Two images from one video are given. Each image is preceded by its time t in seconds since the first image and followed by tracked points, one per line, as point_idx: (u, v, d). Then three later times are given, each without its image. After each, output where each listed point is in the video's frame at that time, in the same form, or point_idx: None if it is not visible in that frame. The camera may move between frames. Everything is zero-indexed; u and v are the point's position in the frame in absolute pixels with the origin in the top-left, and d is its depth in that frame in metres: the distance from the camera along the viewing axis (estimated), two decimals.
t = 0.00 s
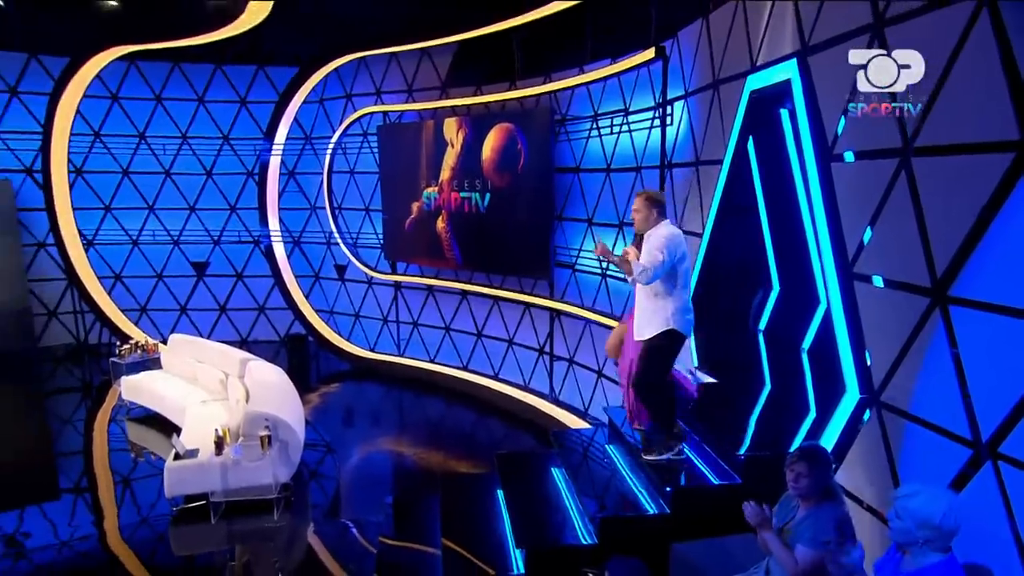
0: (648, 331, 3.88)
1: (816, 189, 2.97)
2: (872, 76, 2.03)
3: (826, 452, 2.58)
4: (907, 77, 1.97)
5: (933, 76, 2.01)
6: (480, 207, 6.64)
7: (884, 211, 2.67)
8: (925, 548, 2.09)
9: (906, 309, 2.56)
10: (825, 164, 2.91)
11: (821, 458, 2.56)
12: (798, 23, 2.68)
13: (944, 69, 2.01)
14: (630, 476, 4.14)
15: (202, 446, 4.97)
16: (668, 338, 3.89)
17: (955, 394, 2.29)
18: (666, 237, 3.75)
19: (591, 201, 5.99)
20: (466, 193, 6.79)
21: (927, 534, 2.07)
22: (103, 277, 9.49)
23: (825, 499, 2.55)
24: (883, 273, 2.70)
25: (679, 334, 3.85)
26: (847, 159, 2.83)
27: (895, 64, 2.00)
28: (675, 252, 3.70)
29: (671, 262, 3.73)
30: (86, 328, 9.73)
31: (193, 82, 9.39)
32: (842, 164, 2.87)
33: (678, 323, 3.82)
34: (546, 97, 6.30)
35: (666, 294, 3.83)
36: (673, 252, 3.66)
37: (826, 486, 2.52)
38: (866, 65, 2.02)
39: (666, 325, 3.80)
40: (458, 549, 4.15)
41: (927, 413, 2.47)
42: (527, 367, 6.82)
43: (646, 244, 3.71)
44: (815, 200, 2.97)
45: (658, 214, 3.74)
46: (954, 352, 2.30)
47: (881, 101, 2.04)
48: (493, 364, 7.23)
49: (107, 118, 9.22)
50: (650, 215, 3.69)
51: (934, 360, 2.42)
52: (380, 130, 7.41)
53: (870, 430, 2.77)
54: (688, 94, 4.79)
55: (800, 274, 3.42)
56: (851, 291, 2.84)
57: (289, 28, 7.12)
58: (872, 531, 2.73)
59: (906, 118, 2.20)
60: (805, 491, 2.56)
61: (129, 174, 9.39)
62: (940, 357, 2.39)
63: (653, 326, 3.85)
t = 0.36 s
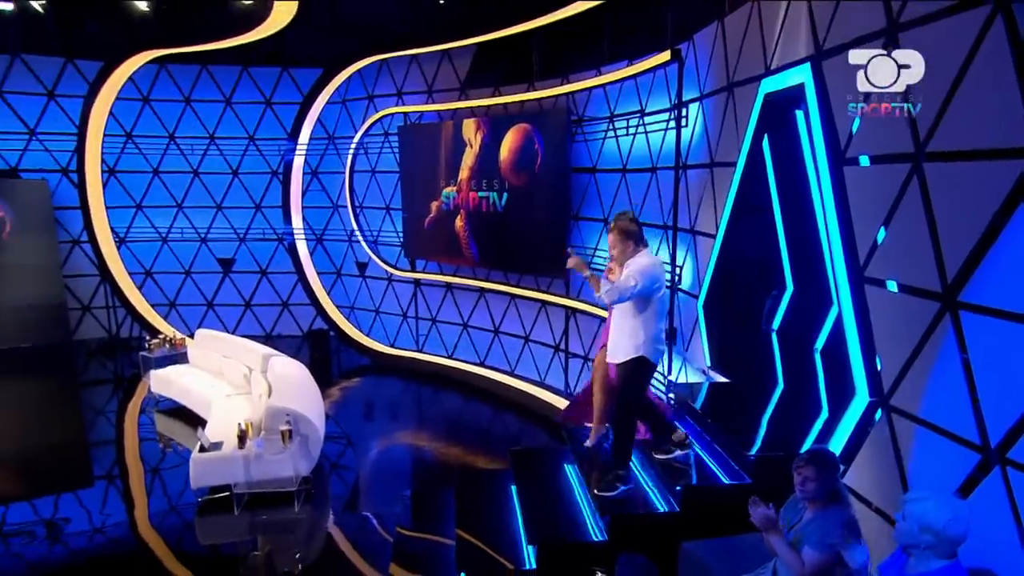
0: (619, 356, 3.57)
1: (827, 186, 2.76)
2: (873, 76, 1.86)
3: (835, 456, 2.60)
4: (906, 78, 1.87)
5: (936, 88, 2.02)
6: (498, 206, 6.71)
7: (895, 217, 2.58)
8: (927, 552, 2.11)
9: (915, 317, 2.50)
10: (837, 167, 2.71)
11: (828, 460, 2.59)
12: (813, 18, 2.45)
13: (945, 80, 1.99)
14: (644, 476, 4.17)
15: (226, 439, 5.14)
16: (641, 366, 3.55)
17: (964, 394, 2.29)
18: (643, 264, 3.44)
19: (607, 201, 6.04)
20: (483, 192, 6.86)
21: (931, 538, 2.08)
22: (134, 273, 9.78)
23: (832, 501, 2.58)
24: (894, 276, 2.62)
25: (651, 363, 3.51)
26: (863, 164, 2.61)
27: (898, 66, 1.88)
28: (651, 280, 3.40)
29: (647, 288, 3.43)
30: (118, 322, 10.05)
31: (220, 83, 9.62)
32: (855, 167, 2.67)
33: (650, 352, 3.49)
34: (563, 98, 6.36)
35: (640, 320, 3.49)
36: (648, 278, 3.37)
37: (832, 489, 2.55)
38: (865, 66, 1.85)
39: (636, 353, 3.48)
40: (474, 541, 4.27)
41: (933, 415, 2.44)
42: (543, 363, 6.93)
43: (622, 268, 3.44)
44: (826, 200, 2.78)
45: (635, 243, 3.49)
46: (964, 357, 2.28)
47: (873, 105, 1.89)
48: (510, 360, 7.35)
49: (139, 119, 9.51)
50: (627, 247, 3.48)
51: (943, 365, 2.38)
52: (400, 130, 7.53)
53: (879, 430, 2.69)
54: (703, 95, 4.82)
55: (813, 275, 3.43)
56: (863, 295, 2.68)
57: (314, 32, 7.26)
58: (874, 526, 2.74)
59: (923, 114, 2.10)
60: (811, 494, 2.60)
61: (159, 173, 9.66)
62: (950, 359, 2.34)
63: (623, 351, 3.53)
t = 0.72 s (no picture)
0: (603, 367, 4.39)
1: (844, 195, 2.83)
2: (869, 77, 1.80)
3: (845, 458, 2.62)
4: (907, 77, 1.80)
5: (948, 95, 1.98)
6: (521, 204, 6.78)
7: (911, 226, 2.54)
8: (941, 559, 2.13)
9: (933, 320, 2.46)
10: (857, 170, 2.65)
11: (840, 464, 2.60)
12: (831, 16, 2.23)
13: (962, 90, 1.99)
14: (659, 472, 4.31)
15: (255, 430, 5.33)
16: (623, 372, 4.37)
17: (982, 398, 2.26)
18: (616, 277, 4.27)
19: (628, 199, 6.08)
20: (506, 190, 6.94)
21: (942, 546, 2.10)
22: (170, 267, 10.11)
23: (844, 504, 2.60)
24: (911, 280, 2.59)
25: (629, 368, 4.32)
26: (886, 167, 2.52)
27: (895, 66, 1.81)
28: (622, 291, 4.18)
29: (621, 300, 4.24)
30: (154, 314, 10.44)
31: (253, 83, 9.88)
32: (877, 170, 2.58)
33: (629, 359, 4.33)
34: (585, 97, 6.39)
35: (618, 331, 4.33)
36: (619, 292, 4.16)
37: (844, 492, 2.56)
38: (864, 67, 1.80)
39: (615, 362, 4.30)
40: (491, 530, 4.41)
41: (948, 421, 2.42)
42: (564, 359, 6.86)
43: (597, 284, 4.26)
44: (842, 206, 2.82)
45: (607, 257, 4.31)
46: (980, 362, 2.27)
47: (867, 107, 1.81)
48: (531, 355, 7.32)
49: (175, 119, 9.83)
50: (599, 262, 4.27)
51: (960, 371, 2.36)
52: (427, 129, 7.64)
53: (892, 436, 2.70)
54: (724, 96, 4.85)
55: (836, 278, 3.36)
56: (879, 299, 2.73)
57: (343, 32, 7.40)
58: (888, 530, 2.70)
59: (939, 120, 2.13)
60: (823, 496, 2.61)
61: (195, 171, 9.96)
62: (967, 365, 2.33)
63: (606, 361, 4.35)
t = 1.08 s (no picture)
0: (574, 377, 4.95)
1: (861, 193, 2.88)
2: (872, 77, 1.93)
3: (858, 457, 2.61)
4: (906, 77, 1.90)
5: (967, 107, 2.03)
6: (543, 196, 6.81)
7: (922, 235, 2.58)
8: (946, 558, 2.08)
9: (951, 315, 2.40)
10: (877, 166, 2.60)
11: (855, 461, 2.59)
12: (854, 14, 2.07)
13: (979, 101, 1.99)
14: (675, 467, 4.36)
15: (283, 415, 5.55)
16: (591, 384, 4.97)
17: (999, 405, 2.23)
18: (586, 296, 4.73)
19: (650, 192, 6.10)
20: (529, 182, 6.99)
21: (946, 545, 2.06)
22: (204, 256, 10.41)
23: (856, 503, 2.59)
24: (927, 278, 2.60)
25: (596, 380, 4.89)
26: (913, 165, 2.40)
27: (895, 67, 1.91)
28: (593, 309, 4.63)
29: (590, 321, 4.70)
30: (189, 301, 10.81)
31: (284, 76, 10.06)
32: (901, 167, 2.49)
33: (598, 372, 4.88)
34: (608, 91, 6.39)
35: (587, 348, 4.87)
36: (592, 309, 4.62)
37: (855, 490, 2.56)
38: (865, 67, 1.89)
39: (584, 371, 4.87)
40: (508, 514, 4.54)
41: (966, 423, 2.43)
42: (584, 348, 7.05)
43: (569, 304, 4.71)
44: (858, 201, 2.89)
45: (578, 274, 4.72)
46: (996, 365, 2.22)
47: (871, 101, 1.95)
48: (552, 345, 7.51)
49: (211, 112, 10.06)
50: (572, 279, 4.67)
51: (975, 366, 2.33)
52: (452, 121, 7.72)
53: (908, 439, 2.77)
54: (747, 90, 4.84)
55: (853, 276, 3.33)
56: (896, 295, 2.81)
57: (371, 26, 7.50)
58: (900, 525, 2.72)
59: (962, 116, 2.08)
60: (831, 492, 2.63)
61: (228, 162, 10.24)
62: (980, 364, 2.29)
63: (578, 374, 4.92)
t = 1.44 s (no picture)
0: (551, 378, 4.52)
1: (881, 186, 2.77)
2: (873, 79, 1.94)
3: (870, 456, 2.70)
4: (906, 78, 1.87)
5: (986, 106, 1.90)
6: (564, 188, 6.85)
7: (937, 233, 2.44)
8: (949, 558, 2.16)
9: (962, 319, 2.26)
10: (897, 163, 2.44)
11: (865, 458, 2.69)
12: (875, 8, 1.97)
13: (998, 100, 1.84)
14: (689, 460, 4.52)
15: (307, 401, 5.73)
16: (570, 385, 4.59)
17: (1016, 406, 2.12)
18: (569, 292, 4.45)
19: (670, 184, 6.10)
20: (551, 174, 7.03)
21: (948, 544, 2.14)
22: (236, 244, 10.72)
23: (863, 501, 2.67)
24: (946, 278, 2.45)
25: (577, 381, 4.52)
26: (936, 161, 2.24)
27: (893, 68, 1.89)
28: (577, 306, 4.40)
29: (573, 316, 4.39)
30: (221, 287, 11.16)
31: (313, 69, 10.24)
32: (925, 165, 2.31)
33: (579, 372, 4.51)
34: (630, 84, 6.40)
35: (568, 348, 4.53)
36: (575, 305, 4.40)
37: (863, 487, 2.65)
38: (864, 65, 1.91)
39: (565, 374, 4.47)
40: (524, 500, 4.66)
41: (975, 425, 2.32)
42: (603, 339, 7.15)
43: (551, 299, 4.41)
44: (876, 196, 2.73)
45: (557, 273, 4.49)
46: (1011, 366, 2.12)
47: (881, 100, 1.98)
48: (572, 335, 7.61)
49: (242, 104, 10.32)
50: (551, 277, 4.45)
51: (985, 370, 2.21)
52: (476, 113, 7.79)
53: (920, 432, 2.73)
54: (768, 83, 4.86)
55: (869, 272, 3.27)
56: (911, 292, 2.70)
57: (396, 20, 7.60)
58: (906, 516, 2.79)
59: (981, 113, 1.91)
60: (839, 487, 2.73)
61: (258, 153, 10.47)
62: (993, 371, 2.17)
63: (555, 373, 4.50)
